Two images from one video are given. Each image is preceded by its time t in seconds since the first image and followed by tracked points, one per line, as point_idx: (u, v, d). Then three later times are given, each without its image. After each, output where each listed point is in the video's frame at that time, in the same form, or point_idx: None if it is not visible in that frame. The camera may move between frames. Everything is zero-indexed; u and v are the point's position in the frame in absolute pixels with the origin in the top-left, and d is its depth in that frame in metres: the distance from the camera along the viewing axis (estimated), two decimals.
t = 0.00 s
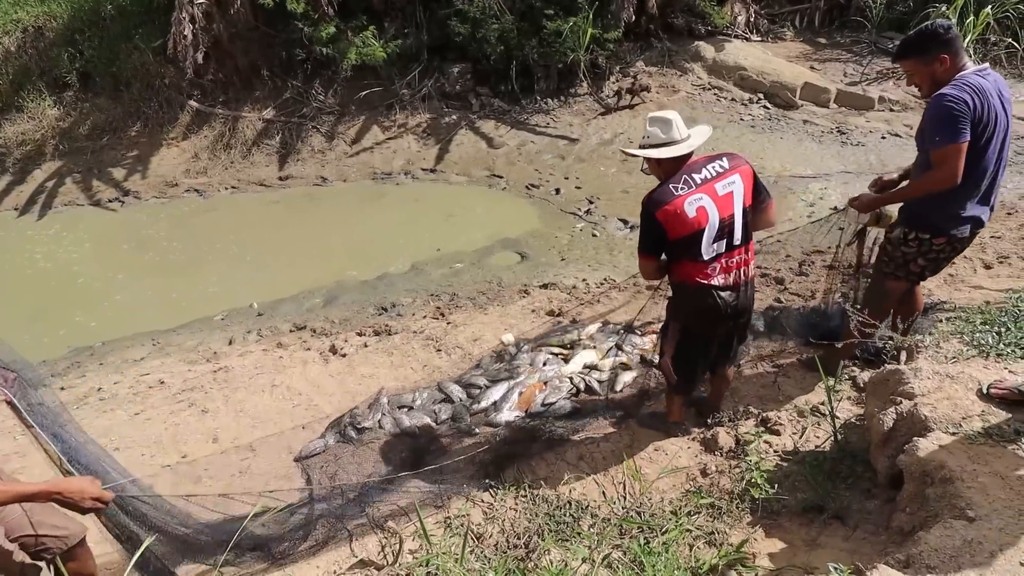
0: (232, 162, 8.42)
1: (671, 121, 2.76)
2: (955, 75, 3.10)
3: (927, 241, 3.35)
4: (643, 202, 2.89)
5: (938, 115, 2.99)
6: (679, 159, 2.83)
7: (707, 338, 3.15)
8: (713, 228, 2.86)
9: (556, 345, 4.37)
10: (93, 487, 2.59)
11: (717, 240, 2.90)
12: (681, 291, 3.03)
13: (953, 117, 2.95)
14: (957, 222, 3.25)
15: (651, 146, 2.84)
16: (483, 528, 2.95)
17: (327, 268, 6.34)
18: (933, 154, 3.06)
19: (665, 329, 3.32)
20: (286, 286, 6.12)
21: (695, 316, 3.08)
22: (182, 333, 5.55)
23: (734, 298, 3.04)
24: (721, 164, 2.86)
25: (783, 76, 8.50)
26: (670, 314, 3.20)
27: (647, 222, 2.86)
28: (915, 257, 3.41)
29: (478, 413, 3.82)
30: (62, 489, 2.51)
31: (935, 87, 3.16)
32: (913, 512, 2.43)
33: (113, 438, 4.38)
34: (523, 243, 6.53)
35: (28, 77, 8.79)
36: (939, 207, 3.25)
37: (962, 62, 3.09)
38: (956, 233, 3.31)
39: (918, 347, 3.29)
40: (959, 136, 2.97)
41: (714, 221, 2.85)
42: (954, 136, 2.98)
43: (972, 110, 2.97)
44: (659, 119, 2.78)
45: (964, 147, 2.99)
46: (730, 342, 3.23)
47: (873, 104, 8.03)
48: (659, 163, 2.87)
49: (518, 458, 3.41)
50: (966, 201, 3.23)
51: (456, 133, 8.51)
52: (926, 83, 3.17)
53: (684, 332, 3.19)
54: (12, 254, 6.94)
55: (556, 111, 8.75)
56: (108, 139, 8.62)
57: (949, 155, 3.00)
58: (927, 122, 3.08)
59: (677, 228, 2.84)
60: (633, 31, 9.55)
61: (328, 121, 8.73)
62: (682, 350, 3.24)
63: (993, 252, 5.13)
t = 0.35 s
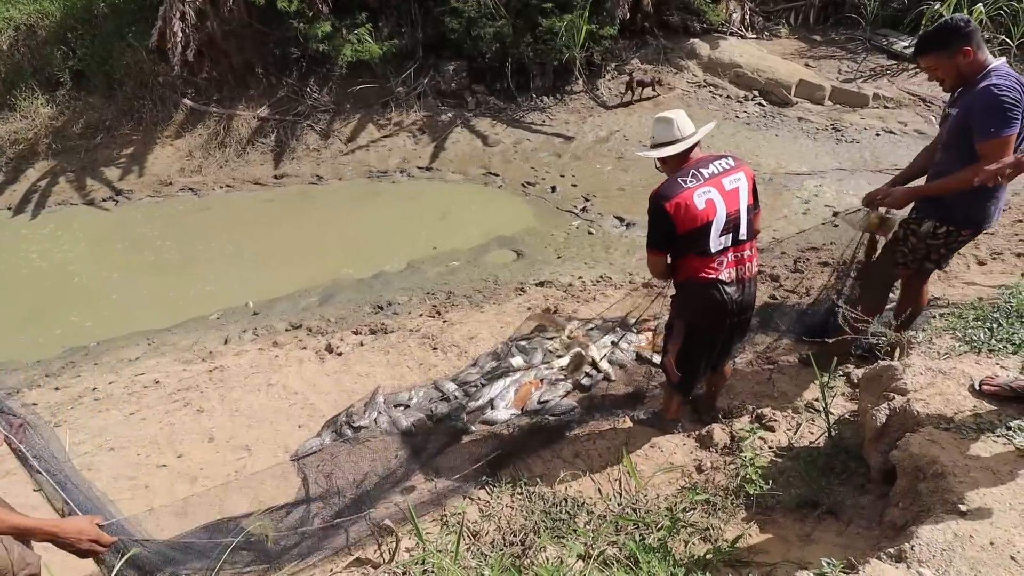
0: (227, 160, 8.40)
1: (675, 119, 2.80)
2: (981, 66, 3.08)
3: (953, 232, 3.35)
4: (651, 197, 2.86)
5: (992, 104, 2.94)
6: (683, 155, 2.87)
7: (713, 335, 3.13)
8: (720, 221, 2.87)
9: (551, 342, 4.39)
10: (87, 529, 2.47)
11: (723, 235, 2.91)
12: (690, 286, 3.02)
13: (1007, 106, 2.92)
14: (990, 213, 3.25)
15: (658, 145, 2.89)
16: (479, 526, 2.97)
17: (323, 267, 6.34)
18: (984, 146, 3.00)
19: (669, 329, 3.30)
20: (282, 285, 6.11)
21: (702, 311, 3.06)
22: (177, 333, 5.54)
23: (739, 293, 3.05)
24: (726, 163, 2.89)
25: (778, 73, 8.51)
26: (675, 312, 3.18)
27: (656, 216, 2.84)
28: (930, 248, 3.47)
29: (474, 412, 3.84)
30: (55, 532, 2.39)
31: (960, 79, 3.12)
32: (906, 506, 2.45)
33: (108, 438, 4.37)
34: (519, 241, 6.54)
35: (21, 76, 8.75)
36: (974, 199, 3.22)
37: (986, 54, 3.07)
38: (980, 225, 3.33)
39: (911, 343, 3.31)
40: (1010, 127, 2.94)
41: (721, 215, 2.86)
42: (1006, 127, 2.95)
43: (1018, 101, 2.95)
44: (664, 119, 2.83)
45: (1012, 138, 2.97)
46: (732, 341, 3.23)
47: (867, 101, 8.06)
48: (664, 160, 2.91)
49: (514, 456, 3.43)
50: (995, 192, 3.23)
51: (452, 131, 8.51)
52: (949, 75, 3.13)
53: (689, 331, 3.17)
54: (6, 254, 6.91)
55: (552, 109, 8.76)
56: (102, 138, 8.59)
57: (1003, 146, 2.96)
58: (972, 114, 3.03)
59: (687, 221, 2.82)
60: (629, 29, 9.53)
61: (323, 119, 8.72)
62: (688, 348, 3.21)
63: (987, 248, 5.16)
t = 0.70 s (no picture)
0: (221, 159, 8.37)
1: (693, 113, 2.86)
2: (986, 66, 3.08)
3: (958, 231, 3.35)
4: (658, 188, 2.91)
5: (995, 108, 2.97)
6: (697, 149, 2.90)
7: (713, 330, 3.13)
8: (723, 216, 2.87)
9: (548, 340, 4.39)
10: (57, 495, 2.36)
11: (725, 229, 2.91)
12: (690, 280, 3.03)
13: (1009, 111, 2.95)
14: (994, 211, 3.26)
15: (674, 139, 2.93)
16: (477, 525, 2.97)
17: (320, 266, 6.33)
18: (977, 148, 3.05)
19: (671, 323, 3.31)
20: (278, 284, 6.11)
21: (701, 306, 3.06)
22: (172, 333, 5.53)
23: (740, 290, 3.04)
24: (735, 160, 2.90)
25: (773, 71, 8.52)
26: (676, 307, 3.19)
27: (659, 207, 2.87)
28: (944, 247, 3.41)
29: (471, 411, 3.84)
30: (30, 500, 2.29)
31: (965, 79, 3.13)
32: (902, 502, 2.46)
33: (104, 438, 4.36)
34: (515, 239, 6.54)
35: (13, 74, 8.71)
36: (972, 199, 3.26)
37: (992, 53, 3.07)
38: (993, 220, 3.32)
39: (906, 340, 3.32)
40: (1007, 131, 2.97)
41: (724, 210, 2.86)
42: (1003, 131, 2.98)
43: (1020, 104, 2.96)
44: (684, 114, 2.88)
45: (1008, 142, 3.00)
46: (735, 337, 3.22)
47: (862, 99, 8.08)
48: (678, 153, 2.96)
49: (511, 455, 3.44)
50: (999, 191, 3.25)
51: (447, 130, 8.50)
52: (953, 75, 3.13)
53: (690, 325, 3.17)
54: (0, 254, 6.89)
55: (547, 107, 8.76)
56: (95, 136, 8.55)
57: (998, 150, 2.99)
58: (973, 116, 3.05)
59: (689, 213, 2.85)
60: (624, 26, 9.50)
61: (318, 117, 8.69)
62: (688, 343, 3.22)
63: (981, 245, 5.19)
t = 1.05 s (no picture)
0: (217, 158, 8.35)
1: (703, 110, 2.87)
2: (989, 61, 3.09)
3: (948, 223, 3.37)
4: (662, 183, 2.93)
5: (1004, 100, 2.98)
6: (705, 147, 2.90)
7: (712, 326, 3.13)
8: (724, 212, 2.88)
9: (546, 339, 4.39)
10: None
11: (726, 226, 2.92)
12: (690, 275, 3.05)
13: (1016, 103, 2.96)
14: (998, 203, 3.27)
15: (683, 135, 2.93)
16: (475, 524, 2.98)
17: (318, 265, 6.32)
18: (984, 140, 3.06)
19: (671, 319, 3.32)
20: (275, 283, 6.10)
21: (701, 301, 3.07)
22: (168, 333, 5.51)
23: (740, 287, 3.04)
24: (739, 159, 2.90)
25: (769, 69, 8.53)
26: (676, 302, 3.20)
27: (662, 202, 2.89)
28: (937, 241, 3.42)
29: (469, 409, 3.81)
30: None
31: (968, 74, 3.13)
32: (899, 499, 2.47)
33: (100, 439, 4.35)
34: (512, 238, 6.54)
35: (6, 74, 8.68)
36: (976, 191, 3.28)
37: (995, 49, 3.07)
38: (988, 214, 3.29)
39: (903, 338, 3.33)
40: (1014, 123, 2.99)
41: (726, 206, 2.87)
42: (1009, 123, 3.00)
43: None
44: (694, 110, 2.88)
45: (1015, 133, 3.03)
46: (734, 335, 3.22)
47: (857, 97, 8.10)
48: (687, 150, 2.96)
49: (509, 455, 3.45)
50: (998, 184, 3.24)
51: (443, 128, 8.50)
52: (957, 70, 3.13)
53: (689, 321, 3.18)
54: None
55: (543, 106, 8.76)
56: (89, 136, 8.53)
57: (1006, 141, 3.02)
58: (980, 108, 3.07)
59: (690, 208, 2.86)
60: (620, 24, 9.46)
61: (314, 117, 8.68)
62: (686, 339, 3.23)
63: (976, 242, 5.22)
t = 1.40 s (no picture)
0: (213, 158, 8.34)
1: (706, 107, 2.85)
2: (977, 63, 3.09)
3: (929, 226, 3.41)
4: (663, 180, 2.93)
5: (970, 111, 3.01)
6: (708, 144, 2.89)
7: (711, 324, 3.15)
8: (723, 211, 2.89)
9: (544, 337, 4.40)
10: None
11: (725, 224, 2.93)
12: (688, 275, 3.07)
13: (984, 114, 2.99)
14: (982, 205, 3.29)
15: (684, 131, 2.91)
16: (474, 523, 2.99)
17: (316, 264, 6.33)
18: (952, 149, 3.10)
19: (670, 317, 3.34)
20: (273, 283, 6.10)
21: (699, 300, 3.09)
22: (165, 334, 5.51)
23: (739, 285, 3.06)
24: (739, 158, 2.90)
25: (764, 68, 8.56)
26: (675, 300, 3.21)
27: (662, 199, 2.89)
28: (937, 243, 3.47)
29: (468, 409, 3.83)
30: None
31: (955, 75, 3.14)
32: (895, 495, 2.49)
33: (96, 440, 4.35)
34: (509, 237, 6.55)
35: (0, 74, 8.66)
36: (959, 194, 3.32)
37: (983, 52, 3.07)
38: (990, 212, 3.34)
39: (898, 336, 3.35)
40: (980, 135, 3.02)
41: (725, 205, 2.88)
42: (979, 133, 3.02)
43: (997, 108, 2.99)
44: (697, 106, 2.87)
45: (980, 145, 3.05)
46: (733, 334, 3.24)
47: (852, 96, 8.13)
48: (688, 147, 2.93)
49: (507, 454, 3.46)
50: (992, 181, 3.26)
51: (439, 128, 8.50)
52: (945, 71, 3.15)
53: (687, 320, 3.20)
54: None
55: (540, 105, 8.77)
56: (84, 136, 8.51)
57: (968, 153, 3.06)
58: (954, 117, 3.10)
59: (690, 206, 2.87)
60: (616, 23, 9.48)
61: (310, 116, 8.67)
62: (685, 338, 3.25)
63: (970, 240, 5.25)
